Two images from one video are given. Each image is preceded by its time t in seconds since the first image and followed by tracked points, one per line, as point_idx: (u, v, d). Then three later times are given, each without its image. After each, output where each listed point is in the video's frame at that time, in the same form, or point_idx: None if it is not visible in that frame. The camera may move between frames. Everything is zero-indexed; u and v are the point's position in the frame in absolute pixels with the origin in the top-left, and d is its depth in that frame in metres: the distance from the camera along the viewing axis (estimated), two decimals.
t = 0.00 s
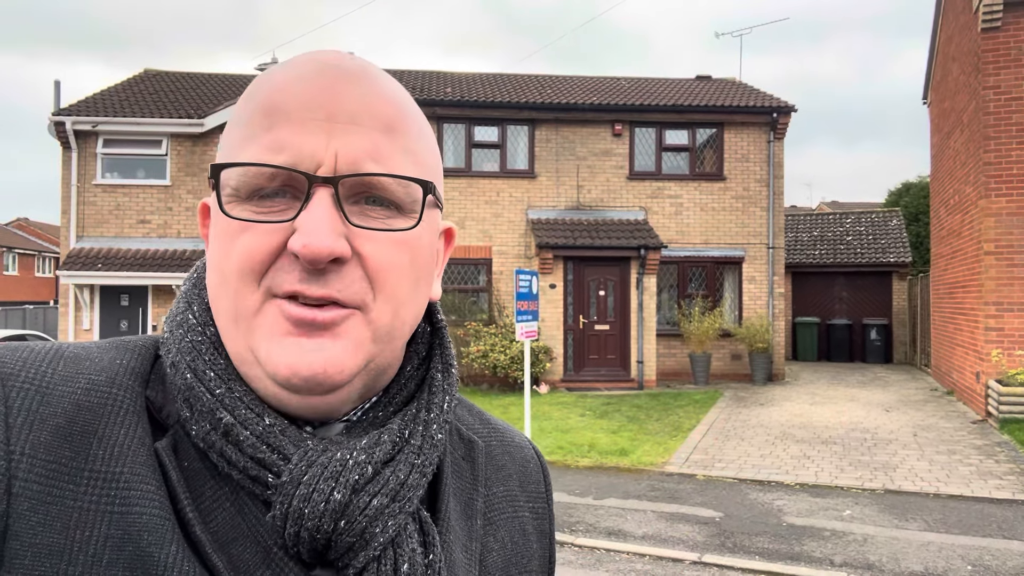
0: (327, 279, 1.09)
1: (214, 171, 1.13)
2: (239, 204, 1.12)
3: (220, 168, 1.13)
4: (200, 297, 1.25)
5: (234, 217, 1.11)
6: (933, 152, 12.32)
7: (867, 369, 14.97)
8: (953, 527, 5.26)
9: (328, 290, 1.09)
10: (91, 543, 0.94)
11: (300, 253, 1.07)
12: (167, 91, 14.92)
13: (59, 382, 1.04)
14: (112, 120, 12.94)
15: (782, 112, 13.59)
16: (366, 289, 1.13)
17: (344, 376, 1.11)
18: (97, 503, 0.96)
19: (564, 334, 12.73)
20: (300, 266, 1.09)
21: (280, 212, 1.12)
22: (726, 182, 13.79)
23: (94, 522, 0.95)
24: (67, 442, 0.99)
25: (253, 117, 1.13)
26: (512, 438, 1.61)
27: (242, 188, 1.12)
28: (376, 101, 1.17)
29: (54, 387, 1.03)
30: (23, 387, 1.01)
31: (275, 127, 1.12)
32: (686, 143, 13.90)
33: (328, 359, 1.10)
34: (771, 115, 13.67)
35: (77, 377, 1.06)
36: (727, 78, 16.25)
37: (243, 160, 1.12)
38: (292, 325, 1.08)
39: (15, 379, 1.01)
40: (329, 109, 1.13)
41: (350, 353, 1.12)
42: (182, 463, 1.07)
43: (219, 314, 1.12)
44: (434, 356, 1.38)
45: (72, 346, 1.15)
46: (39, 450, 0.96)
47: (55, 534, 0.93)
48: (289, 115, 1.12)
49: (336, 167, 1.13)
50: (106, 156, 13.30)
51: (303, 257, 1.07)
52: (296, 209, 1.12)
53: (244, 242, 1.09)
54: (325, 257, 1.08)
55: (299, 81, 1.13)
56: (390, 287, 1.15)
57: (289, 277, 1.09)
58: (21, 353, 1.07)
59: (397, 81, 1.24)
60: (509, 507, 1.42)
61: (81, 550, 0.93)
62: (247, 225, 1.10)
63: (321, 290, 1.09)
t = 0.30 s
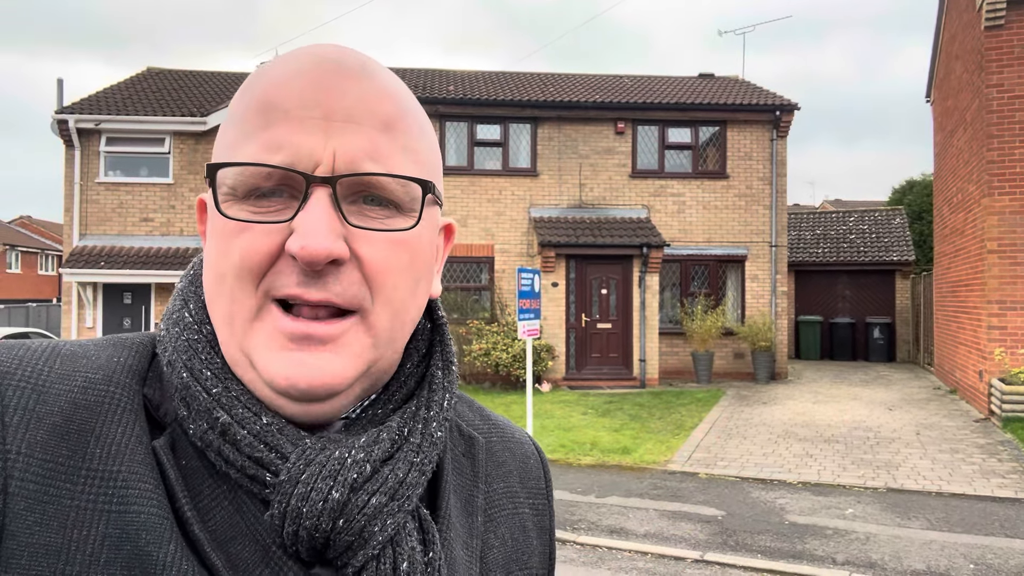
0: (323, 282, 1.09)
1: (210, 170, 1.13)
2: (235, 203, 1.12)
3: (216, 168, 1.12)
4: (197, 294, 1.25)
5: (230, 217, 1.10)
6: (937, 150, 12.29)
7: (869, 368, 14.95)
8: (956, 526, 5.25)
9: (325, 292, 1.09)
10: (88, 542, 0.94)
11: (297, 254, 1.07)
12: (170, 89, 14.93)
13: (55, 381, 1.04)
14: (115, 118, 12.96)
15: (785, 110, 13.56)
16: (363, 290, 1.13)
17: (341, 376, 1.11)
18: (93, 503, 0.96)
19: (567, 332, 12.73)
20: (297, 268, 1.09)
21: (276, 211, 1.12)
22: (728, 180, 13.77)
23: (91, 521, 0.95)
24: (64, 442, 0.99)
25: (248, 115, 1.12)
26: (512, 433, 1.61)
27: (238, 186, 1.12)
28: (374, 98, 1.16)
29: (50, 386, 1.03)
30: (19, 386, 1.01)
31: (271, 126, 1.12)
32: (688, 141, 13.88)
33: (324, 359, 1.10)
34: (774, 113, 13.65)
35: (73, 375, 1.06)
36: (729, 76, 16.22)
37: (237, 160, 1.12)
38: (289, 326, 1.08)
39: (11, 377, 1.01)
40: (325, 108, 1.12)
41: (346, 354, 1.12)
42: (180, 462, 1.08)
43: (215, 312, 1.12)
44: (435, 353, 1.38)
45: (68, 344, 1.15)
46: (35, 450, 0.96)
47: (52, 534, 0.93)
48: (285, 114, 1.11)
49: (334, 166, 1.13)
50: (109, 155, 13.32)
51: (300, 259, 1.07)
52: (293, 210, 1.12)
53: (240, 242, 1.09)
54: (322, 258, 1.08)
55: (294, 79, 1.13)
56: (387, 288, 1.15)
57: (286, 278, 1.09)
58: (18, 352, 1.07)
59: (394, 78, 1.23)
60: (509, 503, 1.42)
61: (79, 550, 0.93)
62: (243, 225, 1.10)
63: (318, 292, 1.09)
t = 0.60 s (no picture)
0: (324, 284, 1.10)
1: (210, 171, 1.13)
2: (235, 204, 1.12)
3: (216, 169, 1.13)
4: (196, 294, 1.25)
5: (230, 219, 1.11)
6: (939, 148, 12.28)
7: (871, 366, 14.94)
8: (957, 524, 5.25)
9: (325, 295, 1.09)
10: (92, 542, 0.95)
11: (298, 257, 1.07)
12: (171, 88, 14.94)
13: (56, 381, 1.04)
14: (117, 116, 12.97)
15: (787, 108, 13.55)
16: (363, 292, 1.13)
17: (341, 377, 1.11)
18: (95, 503, 0.97)
19: (568, 330, 12.73)
20: (298, 270, 1.09)
21: (276, 213, 1.12)
22: (730, 178, 13.77)
23: (95, 521, 0.96)
24: (66, 442, 0.99)
25: (247, 117, 1.12)
26: (513, 429, 1.61)
27: (238, 187, 1.12)
28: (374, 99, 1.16)
29: (52, 386, 1.03)
30: (22, 386, 1.01)
31: (271, 127, 1.12)
32: (690, 140, 13.87)
33: (324, 360, 1.10)
34: (776, 111, 13.63)
35: (75, 376, 1.06)
36: (731, 75, 16.20)
37: (237, 161, 1.12)
38: (290, 329, 1.08)
39: (12, 378, 1.02)
40: (324, 109, 1.13)
41: (346, 355, 1.12)
42: (182, 462, 1.08)
43: (216, 313, 1.13)
44: (436, 351, 1.38)
45: (70, 344, 1.16)
46: (37, 450, 0.96)
47: (55, 534, 0.94)
48: (285, 115, 1.11)
49: (334, 167, 1.13)
50: (111, 153, 13.33)
51: (301, 262, 1.07)
52: (294, 211, 1.12)
53: (241, 244, 1.10)
54: (323, 261, 1.08)
55: (294, 79, 1.13)
56: (387, 289, 1.16)
57: (286, 280, 1.09)
58: (18, 351, 1.07)
59: (393, 77, 1.23)
60: (510, 499, 1.42)
61: (82, 550, 0.94)
62: (243, 227, 1.10)
63: (319, 295, 1.09)
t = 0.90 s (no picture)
0: (328, 290, 1.10)
1: (212, 177, 1.13)
2: (238, 210, 1.12)
3: (218, 175, 1.13)
4: (199, 296, 1.25)
5: (233, 224, 1.11)
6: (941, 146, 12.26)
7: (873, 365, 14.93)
8: (959, 523, 5.25)
9: (329, 301, 1.09)
10: (99, 542, 0.95)
11: (302, 264, 1.07)
12: (172, 86, 14.94)
13: (61, 382, 1.04)
14: (118, 115, 12.97)
15: (788, 106, 13.54)
16: (367, 297, 1.13)
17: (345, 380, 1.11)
18: (102, 503, 0.97)
19: (570, 329, 12.74)
20: (302, 277, 1.09)
21: (280, 217, 1.12)
22: (732, 176, 13.75)
23: (102, 520, 0.96)
24: (72, 442, 0.99)
25: (250, 122, 1.12)
26: (519, 425, 1.61)
27: (241, 193, 1.12)
28: (378, 103, 1.15)
29: (57, 387, 1.03)
30: (26, 389, 1.01)
31: (274, 133, 1.12)
32: (691, 138, 13.86)
33: (327, 367, 1.10)
34: (778, 109, 13.61)
35: (80, 376, 1.06)
36: (732, 72, 16.18)
37: (241, 167, 1.12)
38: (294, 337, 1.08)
39: (17, 379, 1.02)
40: (329, 114, 1.12)
41: (350, 361, 1.12)
42: (188, 461, 1.08)
43: (218, 316, 1.12)
44: (442, 349, 1.38)
45: (74, 345, 1.16)
46: (43, 451, 0.97)
47: (62, 534, 0.93)
48: (289, 120, 1.11)
49: (338, 173, 1.13)
50: (112, 152, 13.32)
51: (305, 269, 1.07)
52: (298, 216, 1.12)
53: (244, 250, 1.10)
54: (328, 268, 1.08)
55: (297, 83, 1.12)
56: (393, 293, 1.15)
57: (291, 286, 1.09)
58: (23, 354, 1.07)
59: (396, 79, 1.23)
60: (518, 494, 1.43)
61: (90, 550, 0.94)
62: (247, 233, 1.10)
63: (323, 301, 1.09)
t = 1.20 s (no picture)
0: (332, 297, 1.10)
1: (218, 180, 1.13)
2: (243, 212, 1.12)
3: (223, 178, 1.12)
4: (205, 296, 1.26)
5: (238, 228, 1.11)
6: (942, 144, 12.25)
7: (873, 362, 14.95)
8: (960, 521, 5.26)
9: (332, 307, 1.10)
10: (106, 544, 0.95)
11: (306, 271, 1.07)
12: (173, 84, 14.93)
13: (66, 382, 1.04)
14: (119, 112, 12.96)
15: (789, 104, 13.53)
16: (372, 302, 1.13)
17: (350, 381, 1.11)
18: (109, 503, 0.97)
19: (571, 327, 12.74)
20: (306, 283, 1.09)
21: (285, 222, 1.12)
22: (733, 174, 13.74)
23: (109, 521, 0.96)
24: (77, 443, 0.99)
25: (254, 124, 1.12)
26: (524, 421, 1.62)
27: (245, 195, 1.12)
28: (383, 105, 1.15)
29: (62, 388, 1.03)
30: (31, 390, 1.01)
31: (278, 135, 1.11)
32: (692, 136, 13.85)
33: (332, 369, 1.10)
34: (779, 107, 13.60)
35: (85, 377, 1.06)
36: (734, 70, 16.16)
37: (246, 170, 1.12)
38: (299, 340, 1.09)
39: (23, 380, 1.02)
40: (334, 117, 1.12)
41: (356, 364, 1.12)
42: (194, 460, 1.08)
43: (222, 317, 1.13)
44: (448, 348, 1.38)
45: (79, 345, 1.16)
46: (49, 453, 0.97)
47: (69, 536, 0.94)
48: (292, 122, 1.11)
49: (343, 177, 1.13)
50: (113, 149, 13.32)
51: (309, 275, 1.07)
52: (303, 220, 1.12)
53: (250, 253, 1.10)
54: (331, 274, 1.08)
55: (301, 85, 1.12)
56: (397, 297, 1.15)
57: (295, 291, 1.09)
58: (28, 354, 1.07)
59: (399, 77, 1.22)
60: (524, 492, 1.43)
61: (98, 551, 0.94)
62: (251, 236, 1.10)
63: (327, 307, 1.09)
